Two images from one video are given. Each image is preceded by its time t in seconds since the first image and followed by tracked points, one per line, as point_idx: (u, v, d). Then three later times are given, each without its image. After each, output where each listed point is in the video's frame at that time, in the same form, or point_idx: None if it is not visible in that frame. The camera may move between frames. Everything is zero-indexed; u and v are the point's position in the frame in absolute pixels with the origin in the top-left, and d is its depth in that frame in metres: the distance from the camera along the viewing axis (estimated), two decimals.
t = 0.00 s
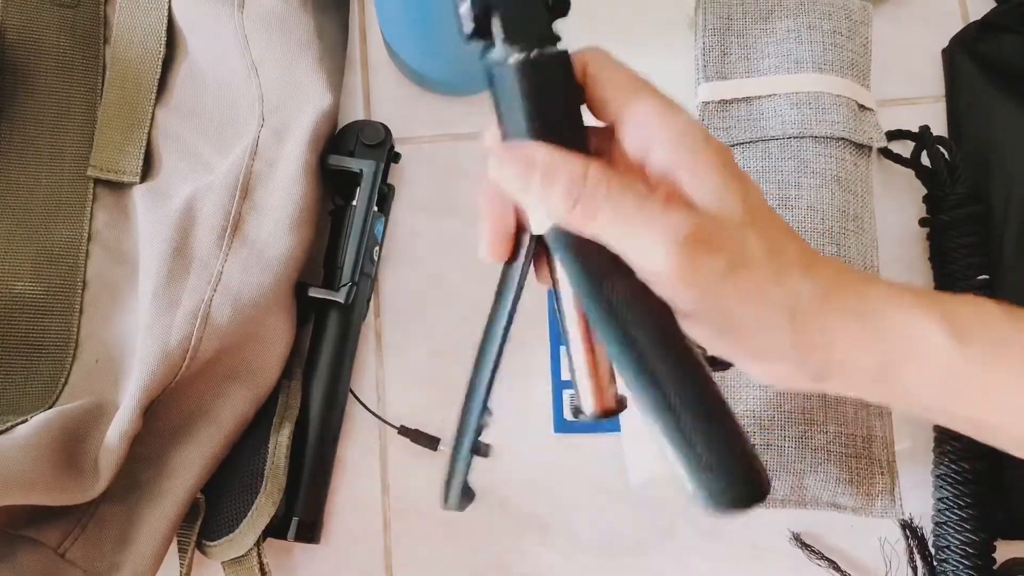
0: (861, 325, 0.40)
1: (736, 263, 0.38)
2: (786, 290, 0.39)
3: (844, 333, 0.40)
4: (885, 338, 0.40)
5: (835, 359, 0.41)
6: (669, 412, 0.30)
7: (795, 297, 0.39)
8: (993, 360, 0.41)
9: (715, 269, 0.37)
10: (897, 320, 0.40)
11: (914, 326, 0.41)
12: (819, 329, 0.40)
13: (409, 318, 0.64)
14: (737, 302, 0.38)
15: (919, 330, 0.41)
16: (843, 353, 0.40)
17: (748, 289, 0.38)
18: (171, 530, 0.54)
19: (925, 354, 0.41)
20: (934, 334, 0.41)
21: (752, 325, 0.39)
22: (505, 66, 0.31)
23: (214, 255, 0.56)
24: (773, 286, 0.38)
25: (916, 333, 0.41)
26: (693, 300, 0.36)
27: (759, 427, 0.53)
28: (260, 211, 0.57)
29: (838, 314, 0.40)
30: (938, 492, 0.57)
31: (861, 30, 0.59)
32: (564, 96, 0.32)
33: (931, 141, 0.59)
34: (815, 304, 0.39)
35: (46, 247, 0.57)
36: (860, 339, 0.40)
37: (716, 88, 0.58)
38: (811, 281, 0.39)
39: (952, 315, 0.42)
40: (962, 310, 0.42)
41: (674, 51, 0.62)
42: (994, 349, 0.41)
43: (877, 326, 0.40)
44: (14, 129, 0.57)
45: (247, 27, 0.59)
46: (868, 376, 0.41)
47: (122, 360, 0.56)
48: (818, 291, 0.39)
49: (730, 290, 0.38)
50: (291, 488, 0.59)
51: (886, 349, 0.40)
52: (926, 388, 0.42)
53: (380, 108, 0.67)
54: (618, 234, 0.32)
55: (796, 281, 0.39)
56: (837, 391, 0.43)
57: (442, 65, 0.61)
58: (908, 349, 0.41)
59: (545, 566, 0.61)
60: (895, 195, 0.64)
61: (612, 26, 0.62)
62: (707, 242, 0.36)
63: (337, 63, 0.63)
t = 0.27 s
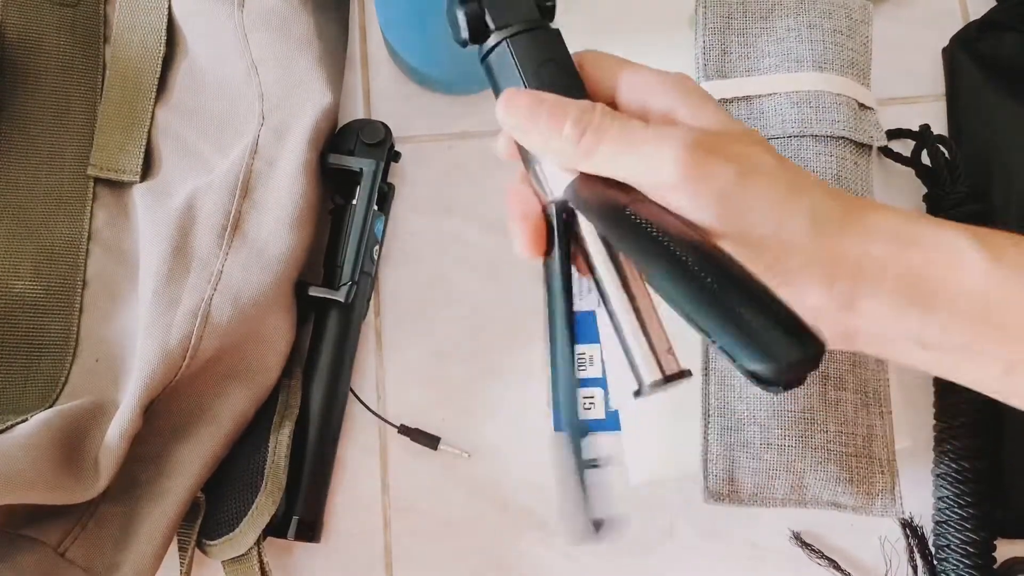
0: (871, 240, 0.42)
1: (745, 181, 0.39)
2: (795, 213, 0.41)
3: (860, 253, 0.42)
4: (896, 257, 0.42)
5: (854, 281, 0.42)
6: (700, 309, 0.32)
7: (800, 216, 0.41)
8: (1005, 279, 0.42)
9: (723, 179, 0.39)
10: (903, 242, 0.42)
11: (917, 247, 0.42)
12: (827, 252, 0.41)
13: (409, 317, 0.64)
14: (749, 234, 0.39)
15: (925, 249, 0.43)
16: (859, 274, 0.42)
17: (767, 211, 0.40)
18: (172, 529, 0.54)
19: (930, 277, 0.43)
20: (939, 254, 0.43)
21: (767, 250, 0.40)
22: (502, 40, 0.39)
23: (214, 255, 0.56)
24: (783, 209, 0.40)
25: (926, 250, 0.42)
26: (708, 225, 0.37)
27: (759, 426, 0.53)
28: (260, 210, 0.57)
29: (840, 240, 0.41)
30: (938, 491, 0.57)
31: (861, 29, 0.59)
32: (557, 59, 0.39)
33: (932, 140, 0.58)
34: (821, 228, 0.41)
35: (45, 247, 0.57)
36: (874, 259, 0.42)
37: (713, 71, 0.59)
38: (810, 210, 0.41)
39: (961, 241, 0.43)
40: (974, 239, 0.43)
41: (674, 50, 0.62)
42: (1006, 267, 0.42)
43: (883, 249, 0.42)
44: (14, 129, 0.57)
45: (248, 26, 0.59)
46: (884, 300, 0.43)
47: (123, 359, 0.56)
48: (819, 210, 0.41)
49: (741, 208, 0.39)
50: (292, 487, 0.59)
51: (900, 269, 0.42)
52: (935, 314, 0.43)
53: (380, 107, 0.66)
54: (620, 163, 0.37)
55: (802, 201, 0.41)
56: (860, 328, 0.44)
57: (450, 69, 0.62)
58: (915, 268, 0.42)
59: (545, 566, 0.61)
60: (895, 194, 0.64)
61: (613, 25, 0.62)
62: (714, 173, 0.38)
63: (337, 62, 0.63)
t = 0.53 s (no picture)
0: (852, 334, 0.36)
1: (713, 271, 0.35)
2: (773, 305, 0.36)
3: (848, 392, 0.36)
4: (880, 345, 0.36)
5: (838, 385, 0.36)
6: (633, 465, 0.29)
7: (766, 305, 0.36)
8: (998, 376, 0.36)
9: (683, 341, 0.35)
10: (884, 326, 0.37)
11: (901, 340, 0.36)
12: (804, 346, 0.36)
13: (409, 316, 0.64)
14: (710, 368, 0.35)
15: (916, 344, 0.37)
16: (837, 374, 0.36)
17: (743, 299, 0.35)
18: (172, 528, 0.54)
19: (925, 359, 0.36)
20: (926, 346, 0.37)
21: (731, 388, 0.36)
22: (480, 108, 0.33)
23: (214, 254, 0.56)
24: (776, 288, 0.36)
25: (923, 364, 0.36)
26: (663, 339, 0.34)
27: (759, 425, 0.53)
28: (260, 210, 0.57)
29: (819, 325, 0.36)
30: (938, 490, 0.57)
31: (861, 28, 0.59)
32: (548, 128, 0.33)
33: (932, 139, 0.59)
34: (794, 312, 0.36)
35: (46, 246, 0.57)
36: (866, 380, 0.36)
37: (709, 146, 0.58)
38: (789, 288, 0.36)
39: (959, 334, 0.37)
40: (979, 363, 0.37)
41: (675, 48, 0.61)
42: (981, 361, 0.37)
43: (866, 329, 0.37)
44: (14, 128, 0.57)
45: (248, 25, 0.59)
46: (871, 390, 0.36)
47: (123, 358, 0.56)
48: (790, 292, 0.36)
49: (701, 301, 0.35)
50: (291, 487, 0.59)
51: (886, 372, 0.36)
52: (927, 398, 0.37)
53: (380, 106, 0.66)
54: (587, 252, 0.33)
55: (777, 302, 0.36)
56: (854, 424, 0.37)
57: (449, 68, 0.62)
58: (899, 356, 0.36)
59: (545, 566, 0.61)
60: (895, 193, 0.64)
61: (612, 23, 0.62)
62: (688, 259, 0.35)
63: (337, 61, 0.63)
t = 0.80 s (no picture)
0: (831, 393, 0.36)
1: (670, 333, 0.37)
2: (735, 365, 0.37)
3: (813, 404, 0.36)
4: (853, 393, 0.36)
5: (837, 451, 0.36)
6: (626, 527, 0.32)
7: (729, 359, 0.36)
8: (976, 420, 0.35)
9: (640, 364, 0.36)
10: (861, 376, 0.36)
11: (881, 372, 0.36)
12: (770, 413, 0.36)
13: (409, 316, 0.64)
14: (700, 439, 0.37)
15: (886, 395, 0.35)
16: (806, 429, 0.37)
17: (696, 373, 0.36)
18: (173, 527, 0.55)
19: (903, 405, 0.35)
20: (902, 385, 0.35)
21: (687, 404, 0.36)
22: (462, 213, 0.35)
23: (214, 255, 0.56)
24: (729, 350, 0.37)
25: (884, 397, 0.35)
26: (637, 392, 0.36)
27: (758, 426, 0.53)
28: (260, 210, 0.57)
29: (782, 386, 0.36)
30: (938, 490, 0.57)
31: (861, 28, 0.59)
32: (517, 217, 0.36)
33: (932, 140, 0.58)
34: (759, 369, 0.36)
35: (46, 247, 0.57)
36: (832, 394, 0.36)
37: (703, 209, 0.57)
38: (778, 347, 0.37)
39: (938, 366, 0.36)
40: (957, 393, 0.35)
41: (676, 48, 0.61)
42: (956, 393, 0.35)
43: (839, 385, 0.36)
44: (14, 128, 0.57)
45: (247, 25, 0.58)
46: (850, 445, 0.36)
47: (123, 358, 0.56)
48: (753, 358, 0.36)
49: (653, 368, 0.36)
50: (292, 486, 0.59)
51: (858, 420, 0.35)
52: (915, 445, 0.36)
53: (380, 106, 0.67)
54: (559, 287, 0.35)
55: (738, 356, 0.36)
56: (833, 470, 0.37)
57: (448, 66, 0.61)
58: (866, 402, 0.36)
59: (545, 566, 0.61)
60: (895, 194, 0.64)
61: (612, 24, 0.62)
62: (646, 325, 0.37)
63: (337, 62, 0.63)
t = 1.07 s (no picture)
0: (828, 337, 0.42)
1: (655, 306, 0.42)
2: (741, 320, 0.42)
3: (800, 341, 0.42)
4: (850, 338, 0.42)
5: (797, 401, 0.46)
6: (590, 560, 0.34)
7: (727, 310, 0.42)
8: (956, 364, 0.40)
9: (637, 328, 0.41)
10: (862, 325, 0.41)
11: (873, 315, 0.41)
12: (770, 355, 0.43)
13: (409, 315, 0.64)
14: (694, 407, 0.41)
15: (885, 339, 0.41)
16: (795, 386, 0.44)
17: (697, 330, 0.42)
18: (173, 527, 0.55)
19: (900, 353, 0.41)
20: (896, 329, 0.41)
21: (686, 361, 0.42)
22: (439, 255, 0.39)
23: (214, 254, 0.56)
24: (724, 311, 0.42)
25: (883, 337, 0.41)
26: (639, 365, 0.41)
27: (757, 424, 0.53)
28: (260, 210, 0.57)
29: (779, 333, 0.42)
30: (938, 490, 0.57)
31: (861, 27, 0.59)
32: (485, 241, 0.39)
33: (932, 139, 0.58)
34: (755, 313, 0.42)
35: (46, 246, 0.57)
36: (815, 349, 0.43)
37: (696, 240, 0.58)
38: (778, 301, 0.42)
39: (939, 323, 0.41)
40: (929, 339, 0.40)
41: (676, 47, 0.61)
42: (946, 337, 0.40)
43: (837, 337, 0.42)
44: (14, 128, 0.57)
45: (247, 24, 0.58)
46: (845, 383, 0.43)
47: (123, 358, 0.56)
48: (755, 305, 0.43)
49: (660, 322, 0.41)
50: (291, 486, 0.59)
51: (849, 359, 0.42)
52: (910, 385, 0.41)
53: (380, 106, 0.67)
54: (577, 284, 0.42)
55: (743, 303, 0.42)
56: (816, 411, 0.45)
57: (449, 62, 0.61)
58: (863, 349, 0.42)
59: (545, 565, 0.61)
60: (896, 193, 0.64)
61: (612, 23, 0.62)
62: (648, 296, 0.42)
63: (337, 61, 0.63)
